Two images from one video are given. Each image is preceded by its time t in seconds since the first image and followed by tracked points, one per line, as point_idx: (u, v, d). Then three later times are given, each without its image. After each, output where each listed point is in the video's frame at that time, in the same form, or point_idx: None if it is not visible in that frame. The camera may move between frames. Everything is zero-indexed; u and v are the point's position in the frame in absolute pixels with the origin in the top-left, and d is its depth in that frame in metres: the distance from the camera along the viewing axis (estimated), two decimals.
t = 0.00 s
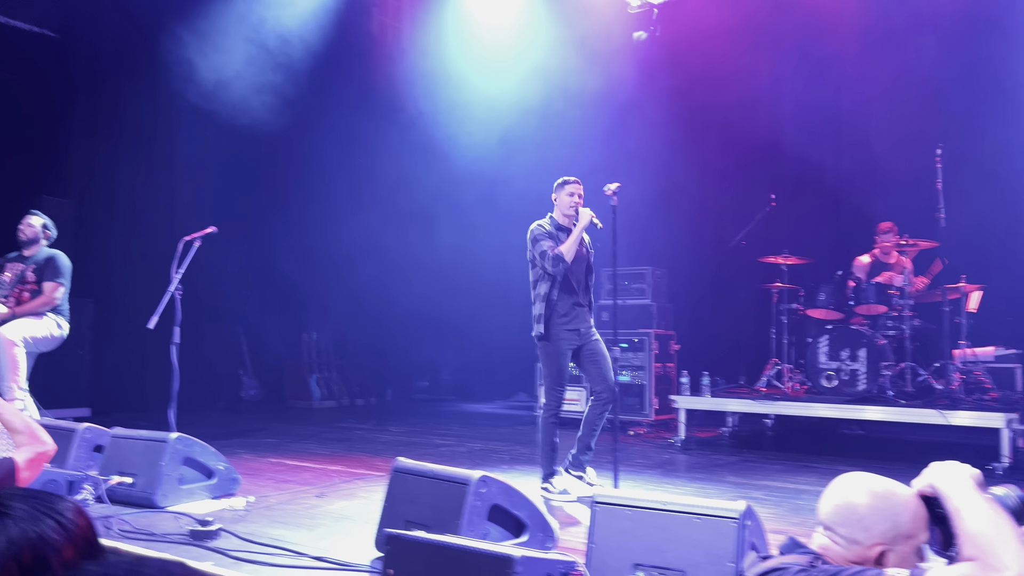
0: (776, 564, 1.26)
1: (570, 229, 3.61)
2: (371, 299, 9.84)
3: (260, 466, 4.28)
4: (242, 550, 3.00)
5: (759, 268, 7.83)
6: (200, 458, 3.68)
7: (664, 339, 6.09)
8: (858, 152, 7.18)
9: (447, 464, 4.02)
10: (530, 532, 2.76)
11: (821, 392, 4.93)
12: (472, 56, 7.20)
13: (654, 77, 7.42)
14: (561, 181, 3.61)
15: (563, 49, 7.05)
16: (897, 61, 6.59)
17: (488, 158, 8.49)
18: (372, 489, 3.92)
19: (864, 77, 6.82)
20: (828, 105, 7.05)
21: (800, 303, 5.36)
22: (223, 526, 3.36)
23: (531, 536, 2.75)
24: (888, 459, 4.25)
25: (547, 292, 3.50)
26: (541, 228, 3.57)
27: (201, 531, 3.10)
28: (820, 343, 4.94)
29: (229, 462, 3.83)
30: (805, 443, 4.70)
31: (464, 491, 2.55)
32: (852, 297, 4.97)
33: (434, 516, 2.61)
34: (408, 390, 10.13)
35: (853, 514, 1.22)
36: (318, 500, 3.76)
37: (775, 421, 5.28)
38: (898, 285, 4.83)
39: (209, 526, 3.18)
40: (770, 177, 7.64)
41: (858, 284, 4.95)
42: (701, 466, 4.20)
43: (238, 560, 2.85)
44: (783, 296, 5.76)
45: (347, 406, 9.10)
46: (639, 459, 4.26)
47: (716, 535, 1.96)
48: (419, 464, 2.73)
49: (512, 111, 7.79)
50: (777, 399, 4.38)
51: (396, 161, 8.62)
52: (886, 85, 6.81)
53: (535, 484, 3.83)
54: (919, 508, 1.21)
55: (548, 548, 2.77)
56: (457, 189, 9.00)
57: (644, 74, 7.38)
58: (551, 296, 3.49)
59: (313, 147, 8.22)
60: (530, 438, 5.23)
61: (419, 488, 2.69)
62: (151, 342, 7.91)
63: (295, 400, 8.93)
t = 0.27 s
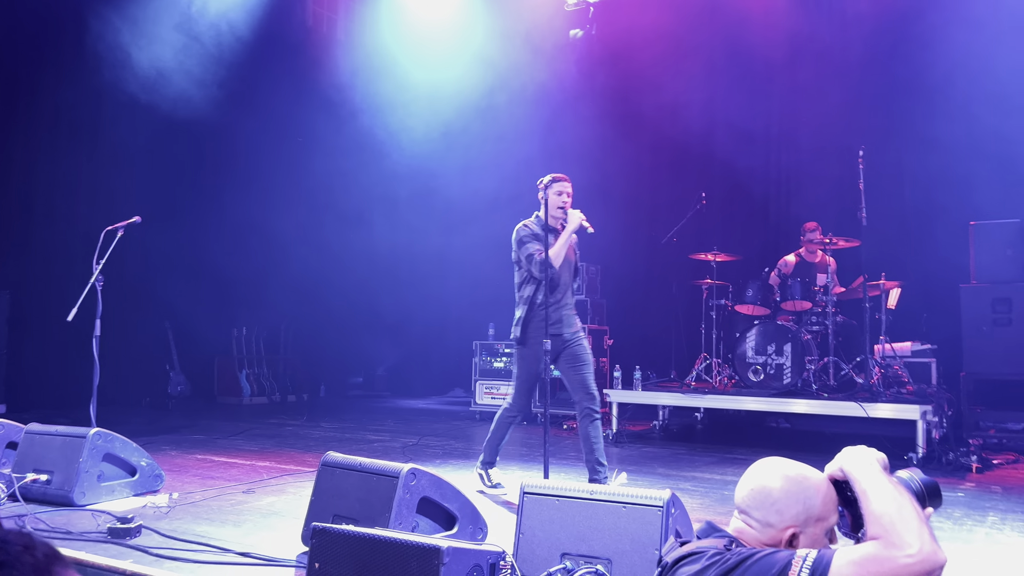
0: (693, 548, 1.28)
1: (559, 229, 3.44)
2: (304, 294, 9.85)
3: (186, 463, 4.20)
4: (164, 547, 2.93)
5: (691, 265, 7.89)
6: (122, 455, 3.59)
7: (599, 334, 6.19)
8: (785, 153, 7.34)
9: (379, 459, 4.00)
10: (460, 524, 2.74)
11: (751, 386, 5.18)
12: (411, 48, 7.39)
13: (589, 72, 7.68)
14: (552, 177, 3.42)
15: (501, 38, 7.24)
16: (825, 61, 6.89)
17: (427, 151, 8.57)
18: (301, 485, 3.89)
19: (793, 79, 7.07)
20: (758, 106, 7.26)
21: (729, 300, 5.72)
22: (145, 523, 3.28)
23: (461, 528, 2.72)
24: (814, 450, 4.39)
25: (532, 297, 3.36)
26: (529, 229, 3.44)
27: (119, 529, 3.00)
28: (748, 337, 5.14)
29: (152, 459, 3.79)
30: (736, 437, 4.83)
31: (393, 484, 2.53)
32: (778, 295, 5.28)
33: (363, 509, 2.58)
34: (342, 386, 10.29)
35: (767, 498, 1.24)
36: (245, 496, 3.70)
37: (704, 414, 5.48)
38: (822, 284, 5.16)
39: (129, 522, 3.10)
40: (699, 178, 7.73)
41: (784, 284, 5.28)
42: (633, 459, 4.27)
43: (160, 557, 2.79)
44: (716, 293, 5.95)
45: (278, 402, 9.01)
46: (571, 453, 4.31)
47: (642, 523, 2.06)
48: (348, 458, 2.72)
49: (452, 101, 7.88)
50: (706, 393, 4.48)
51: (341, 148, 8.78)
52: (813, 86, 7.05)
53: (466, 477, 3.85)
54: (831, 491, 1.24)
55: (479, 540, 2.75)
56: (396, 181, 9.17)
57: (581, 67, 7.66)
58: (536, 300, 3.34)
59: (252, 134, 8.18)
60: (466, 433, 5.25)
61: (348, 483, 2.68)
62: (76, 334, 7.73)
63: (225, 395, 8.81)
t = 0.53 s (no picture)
0: (614, 554, 1.32)
1: (534, 219, 3.18)
2: (221, 302, 9.30)
3: (96, 472, 4.05)
4: (68, 561, 2.80)
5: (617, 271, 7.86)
6: (24, 464, 3.43)
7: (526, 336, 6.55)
8: (704, 161, 7.45)
9: (301, 465, 3.93)
10: (383, 531, 2.76)
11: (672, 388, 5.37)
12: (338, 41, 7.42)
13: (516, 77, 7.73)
14: (522, 164, 3.17)
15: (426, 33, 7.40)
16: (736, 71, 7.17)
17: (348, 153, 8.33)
18: (218, 492, 3.78)
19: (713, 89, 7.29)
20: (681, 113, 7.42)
21: (654, 303, 5.96)
22: (48, 535, 3.13)
23: (384, 536, 2.73)
24: (736, 451, 4.50)
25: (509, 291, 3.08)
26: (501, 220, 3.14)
27: (21, 543, 2.88)
28: (669, 341, 5.53)
29: (57, 467, 3.56)
30: (661, 439, 4.92)
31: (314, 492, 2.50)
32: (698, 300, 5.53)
33: (283, 519, 2.54)
34: (262, 392, 9.36)
35: (688, 503, 1.27)
36: (157, 505, 3.58)
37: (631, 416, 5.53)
38: (740, 287, 5.35)
39: (31, 535, 2.97)
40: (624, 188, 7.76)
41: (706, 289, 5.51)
42: (558, 462, 4.31)
43: (62, 572, 2.67)
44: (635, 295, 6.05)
45: (196, 406, 8.74)
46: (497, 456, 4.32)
47: (565, 526, 2.08)
48: (267, 465, 2.65)
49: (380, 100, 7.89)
50: (630, 396, 4.55)
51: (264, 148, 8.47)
52: (732, 96, 7.25)
53: (389, 483, 3.82)
54: (747, 495, 1.28)
55: (401, 547, 2.79)
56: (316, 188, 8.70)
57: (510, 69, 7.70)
58: (514, 295, 3.06)
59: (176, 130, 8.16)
60: (392, 438, 5.21)
61: (268, 492, 2.62)
62: None
63: (138, 401, 8.60)
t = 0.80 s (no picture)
0: (524, 560, 1.31)
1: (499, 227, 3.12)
2: (134, 298, 9.30)
3: None
4: None
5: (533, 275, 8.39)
6: None
7: (443, 341, 6.87)
8: (619, 174, 7.86)
9: (207, 470, 3.81)
10: (292, 540, 2.56)
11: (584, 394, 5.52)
12: (256, 45, 6.93)
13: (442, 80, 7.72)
14: (486, 169, 3.14)
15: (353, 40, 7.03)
16: (657, 84, 7.42)
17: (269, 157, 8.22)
18: (117, 501, 3.63)
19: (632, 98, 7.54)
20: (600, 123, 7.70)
21: (569, 309, 5.89)
22: None
23: (293, 545, 2.54)
24: (649, 458, 4.65)
25: (474, 305, 3.00)
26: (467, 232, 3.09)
27: None
28: (585, 346, 5.58)
29: None
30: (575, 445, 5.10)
31: (220, 501, 2.30)
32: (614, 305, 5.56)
33: (186, 529, 2.34)
34: (167, 396, 9.80)
35: (595, 508, 1.27)
36: (50, 516, 3.40)
37: (545, 420, 5.75)
38: (654, 295, 5.41)
39: None
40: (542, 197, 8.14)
41: (621, 296, 5.56)
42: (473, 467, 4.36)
43: None
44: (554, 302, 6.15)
45: (94, 411, 8.74)
46: (413, 462, 4.31)
47: (478, 533, 2.09)
48: (170, 473, 2.44)
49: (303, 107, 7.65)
50: (549, 402, 4.62)
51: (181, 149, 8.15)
52: (649, 108, 7.55)
53: (298, 492, 3.75)
54: (654, 499, 1.28)
55: (310, 558, 2.59)
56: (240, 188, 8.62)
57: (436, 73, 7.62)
58: (479, 308, 2.98)
59: (81, 123, 7.78)
60: (302, 444, 5.17)
61: (167, 500, 2.40)
62: None
63: (34, 405, 8.46)
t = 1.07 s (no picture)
0: (422, 564, 1.39)
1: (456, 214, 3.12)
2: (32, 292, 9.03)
3: None
4: None
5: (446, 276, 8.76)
6: None
7: (351, 343, 7.29)
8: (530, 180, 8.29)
9: (96, 474, 3.71)
10: (186, 546, 2.38)
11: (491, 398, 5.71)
12: (164, 30, 6.83)
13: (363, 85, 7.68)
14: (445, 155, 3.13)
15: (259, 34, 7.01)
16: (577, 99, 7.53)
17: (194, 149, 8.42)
18: None
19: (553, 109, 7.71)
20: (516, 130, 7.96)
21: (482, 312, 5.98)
22: None
23: (187, 551, 2.38)
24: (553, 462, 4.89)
25: (433, 293, 2.98)
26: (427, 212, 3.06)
27: None
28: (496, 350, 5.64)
29: None
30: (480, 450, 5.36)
31: (106, 506, 2.14)
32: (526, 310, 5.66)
33: (68, 535, 2.17)
34: (55, 395, 9.27)
35: (496, 513, 1.34)
36: None
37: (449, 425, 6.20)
38: (565, 300, 5.56)
39: None
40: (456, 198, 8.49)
41: (531, 301, 5.65)
42: (378, 471, 4.44)
43: None
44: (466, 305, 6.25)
45: None
46: (316, 467, 4.36)
47: (381, 537, 2.17)
48: (52, 476, 2.24)
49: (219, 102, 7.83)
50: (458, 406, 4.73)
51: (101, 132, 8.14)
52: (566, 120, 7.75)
53: (198, 496, 3.72)
54: (554, 504, 1.36)
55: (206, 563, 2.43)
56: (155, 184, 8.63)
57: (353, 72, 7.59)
58: (436, 296, 2.97)
59: None
60: (202, 447, 5.08)
61: (52, 504, 2.22)
62: None
63: None
